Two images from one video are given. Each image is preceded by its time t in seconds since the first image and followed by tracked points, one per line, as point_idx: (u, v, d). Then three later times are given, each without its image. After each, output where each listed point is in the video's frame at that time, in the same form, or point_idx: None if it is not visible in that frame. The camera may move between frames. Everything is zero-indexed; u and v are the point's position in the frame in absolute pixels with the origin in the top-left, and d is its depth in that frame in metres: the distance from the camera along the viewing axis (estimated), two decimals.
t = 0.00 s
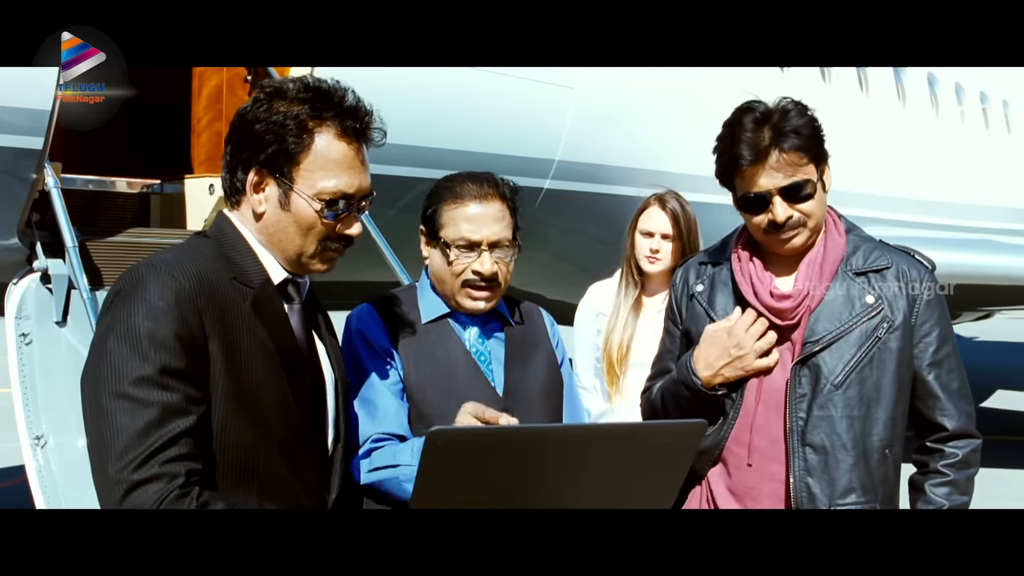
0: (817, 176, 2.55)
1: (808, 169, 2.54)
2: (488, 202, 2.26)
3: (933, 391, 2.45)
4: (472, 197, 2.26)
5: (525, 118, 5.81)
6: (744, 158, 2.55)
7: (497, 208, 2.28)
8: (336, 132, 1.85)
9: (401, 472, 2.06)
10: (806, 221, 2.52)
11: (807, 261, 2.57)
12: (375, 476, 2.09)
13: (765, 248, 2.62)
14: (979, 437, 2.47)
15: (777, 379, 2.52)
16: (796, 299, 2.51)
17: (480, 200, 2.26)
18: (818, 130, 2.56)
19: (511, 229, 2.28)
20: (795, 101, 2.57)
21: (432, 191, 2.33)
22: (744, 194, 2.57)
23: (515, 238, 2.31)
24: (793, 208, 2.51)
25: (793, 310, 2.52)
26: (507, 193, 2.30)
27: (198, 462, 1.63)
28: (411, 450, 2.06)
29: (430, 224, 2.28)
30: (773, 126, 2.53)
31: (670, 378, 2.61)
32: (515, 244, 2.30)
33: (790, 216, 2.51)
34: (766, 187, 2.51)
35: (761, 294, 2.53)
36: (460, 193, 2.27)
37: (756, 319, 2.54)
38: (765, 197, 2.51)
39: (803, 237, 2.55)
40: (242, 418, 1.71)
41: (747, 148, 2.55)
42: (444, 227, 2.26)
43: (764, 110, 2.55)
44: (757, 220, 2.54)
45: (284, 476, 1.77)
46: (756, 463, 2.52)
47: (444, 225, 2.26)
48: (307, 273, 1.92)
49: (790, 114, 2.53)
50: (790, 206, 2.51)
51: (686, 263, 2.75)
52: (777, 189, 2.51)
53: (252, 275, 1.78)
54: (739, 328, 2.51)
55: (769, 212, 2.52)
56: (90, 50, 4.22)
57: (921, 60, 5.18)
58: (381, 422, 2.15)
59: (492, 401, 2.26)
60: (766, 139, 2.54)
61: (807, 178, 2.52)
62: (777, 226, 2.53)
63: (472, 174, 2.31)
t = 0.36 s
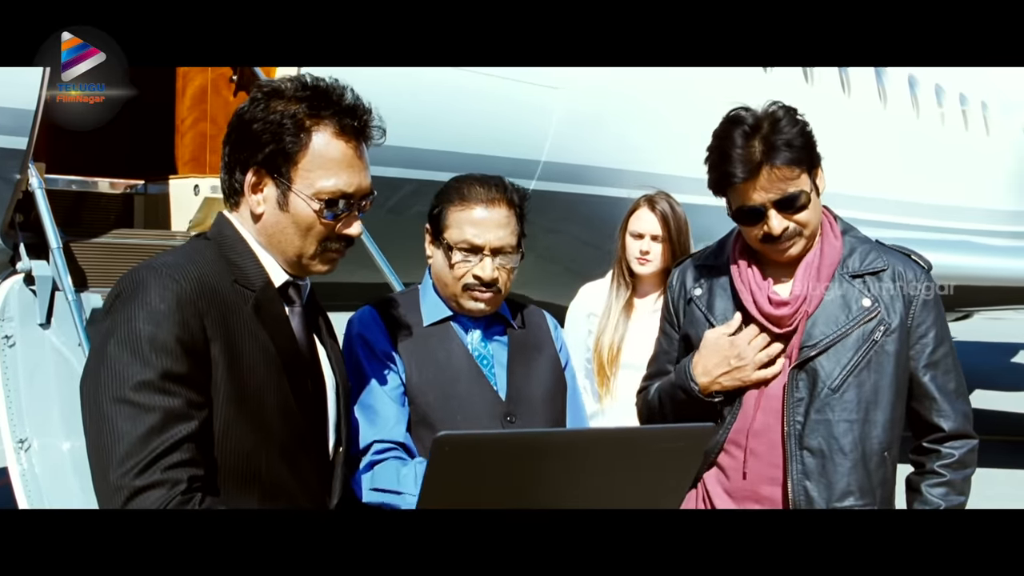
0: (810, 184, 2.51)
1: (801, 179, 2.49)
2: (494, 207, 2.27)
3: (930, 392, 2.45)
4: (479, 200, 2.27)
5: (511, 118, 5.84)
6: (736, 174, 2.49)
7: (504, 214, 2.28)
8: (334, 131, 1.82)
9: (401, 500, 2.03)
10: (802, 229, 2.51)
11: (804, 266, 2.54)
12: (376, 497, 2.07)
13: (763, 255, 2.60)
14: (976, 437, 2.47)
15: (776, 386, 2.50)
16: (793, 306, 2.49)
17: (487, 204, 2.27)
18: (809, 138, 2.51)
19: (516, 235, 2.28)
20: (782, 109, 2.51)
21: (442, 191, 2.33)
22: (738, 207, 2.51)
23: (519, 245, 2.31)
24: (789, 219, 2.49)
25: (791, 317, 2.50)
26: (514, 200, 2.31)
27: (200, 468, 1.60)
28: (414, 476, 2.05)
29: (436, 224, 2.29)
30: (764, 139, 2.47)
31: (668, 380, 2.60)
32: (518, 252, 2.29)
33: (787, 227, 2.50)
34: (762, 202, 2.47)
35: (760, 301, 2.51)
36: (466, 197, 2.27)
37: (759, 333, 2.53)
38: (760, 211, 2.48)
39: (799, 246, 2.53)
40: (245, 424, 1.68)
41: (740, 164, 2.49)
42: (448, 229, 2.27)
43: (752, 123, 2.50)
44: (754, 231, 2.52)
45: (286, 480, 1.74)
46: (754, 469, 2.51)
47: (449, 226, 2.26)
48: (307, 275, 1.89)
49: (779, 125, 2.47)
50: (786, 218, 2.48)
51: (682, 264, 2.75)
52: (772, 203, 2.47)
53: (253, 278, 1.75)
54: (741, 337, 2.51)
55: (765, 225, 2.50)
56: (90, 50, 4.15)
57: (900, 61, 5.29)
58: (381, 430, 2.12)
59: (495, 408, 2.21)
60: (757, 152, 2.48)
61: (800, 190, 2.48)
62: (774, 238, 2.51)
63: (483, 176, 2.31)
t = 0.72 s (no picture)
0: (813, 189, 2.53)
1: (804, 184, 2.50)
2: (509, 204, 2.28)
3: (927, 394, 2.46)
4: (491, 198, 2.27)
5: (497, 119, 5.82)
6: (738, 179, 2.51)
7: (517, 210, 2.29)
8: (336, 132, 1.80)
9: (407, 487, 2.02)
10: (803, 233, 2.52)
11: (803, 269, 2.54)
12: (381, 490, 2.07)
13: (763, 260, 2.61)
14: (972, 438, 2.47)
15: (775, 387, 2.52)
16: (793, 310, 2.49)
17: (499, 201, 2.27)
18: (811, 145, 2.53)
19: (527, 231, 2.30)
20: (785, 113, 2.53)
21: (444, 193, 2.30)
22: (739, 212, 2.52)
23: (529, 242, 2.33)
24: (790, 223, 2.50)
25: (791, 320, 2.50)
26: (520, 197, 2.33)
27: (205, 472, 1.59)
28: (418, 463, 2.03)
29: (448, 225, 2.25)
30: (767, 143, 2.49)
31: (668, 384, 2.60)
32: (532, 245, 2.30)
33: (789, 231, 2.50)
34: (766, 206, 2.47)
35: (760, 305, 2.51)
36: (480, 195, 2.27)
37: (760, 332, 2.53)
38: (762, 215, 2.49)
39: (800, 251, 2.54)
40: (249, 427, 1.67)
41: (743, 169, 2.50)
42: (465, 228, 2.24)
43: (756, 126, 2.51)
44: (755, 236, 2.52)
45: (290, 484, 1.73)
46: (754, 471, 2.53)
47: (464, 227, 2.24)
48: (310, 277, 1.88)
49: (783, 129, 2.49)
50: (789, 222, 2.49)
51: (678, 266, 2.74)
52: (774, 207, 2.48)
53: (257, 281, 1.74)
54: (741, 338, 2.50)
55: (767, 228, 2.50)
56: (90, 50, 4.17)
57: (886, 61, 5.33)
58: (386, 434, 2.12)
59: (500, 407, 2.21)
60: (761, 156, 2.50)
61: (803, 195, 2.49)
62: (775, 242, 2.51)
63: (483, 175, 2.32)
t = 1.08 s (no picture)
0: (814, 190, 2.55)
1: (804, 189, 2.52)
2: (522, 196, 2.32)
3: (926, 396, 2.46)
4: (501, 190, 2.30)
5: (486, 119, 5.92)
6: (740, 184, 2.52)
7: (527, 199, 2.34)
8: (343, 136, 1.84)
9: (426, 493, 2.04)
10: (806, 234, 2.55)
11: (803, 272, 2.55)
12: (396, 497, 2.08)
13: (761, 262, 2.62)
14: (969, 438, 2.47)
15: (778, 393, 2.52)
16: (794, 315, 2.49)
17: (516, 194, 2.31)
18: (810, 147, 2.54)
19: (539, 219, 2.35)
20: (785, 115, 2.52)
21: (453, 193, 2.30)
22: (740, 217, 2.54)
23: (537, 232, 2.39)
24: (792, 227, 2.53)
25: (792, 324, 2.50)
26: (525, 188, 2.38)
27: (211, 477, 1.57)
28: (434, 467, 2.06)
29: (476, 219, 2.26)
30: (768, 149, 2.49)
31: (669, 388, 2.59)
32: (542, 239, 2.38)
33: (791, 236, 2.53)
34: (768, 212, 2.50)
35: (761, 309, 2.51)
36: (493, 189, 2.29)
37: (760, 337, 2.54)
38: (764, 220, 2.51)
39: (799, 254, 2.56)
40: (254, 430, 1.65)
41: (744, 174, 2.52)
42: (494, 220, 2.26)
43: (756, 131, 2.50)
44: (756, 241, 2.55)
45: (295, 488, 1.72)
46: (755, 475, 2.53)
47: (496, 218, 2.26)
48: (313, 280, 1.91)
49: (783, 133, 2.49)
50: (791, 226, 2.52)
51: (674, 268, 2.73)
52: (775, 213, 2.51)
53: (261, 284, 1.73)
54: (744, 345, 2.50)
55: (768, 233, 2.53)
56: (91, 50, 4.05)
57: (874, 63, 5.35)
58: (392, 435, 2.13)
59: (503, 410, 2.22)
60: (761, 161, 2.51)
61: (804, 200, 2.51)
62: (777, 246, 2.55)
63: (482, 174, 2.35)
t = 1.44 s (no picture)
0: (805, 194, 2.54)
1: (796, 189, 2.52)
2: (531, 201, 2.38)
3: (921, 396, 2.46)
4: (512, 195, 2.36)
5: (473, 119, 5.83)
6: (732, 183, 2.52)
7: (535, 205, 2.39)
8: (345, 137, 1.83)
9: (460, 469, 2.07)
10: (796, 236, 2.53)
11: (798, 273, 2.55)
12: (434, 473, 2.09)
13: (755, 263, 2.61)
14: (963, 438, 2.47)
15: (775, 393, 2.52)
16: (790, 316, 2.48)
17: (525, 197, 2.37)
18: (803, 149, 2.55)
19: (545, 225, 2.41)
20: (781, 118, 2.53)
21: (465, 194, 2.37)
22: (733, 218, 2.53)
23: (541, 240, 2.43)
24: (784, 227, 2.51)
25: (789, 324, 2.49)
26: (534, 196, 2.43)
27: (213, 482, 1.56)
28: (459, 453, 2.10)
29: (484, 219, 2.31)
30: (761, 148, 2.50)
31: (666, 391, 2.55)
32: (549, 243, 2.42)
33: (783, 236, 2.51)
34: (759, 211, 2.48)
35: (757, 309, 2.50)
36: (504, 194, 2.36)
37: (755, 335, 2.51)
38: (756, 220, 2.50)
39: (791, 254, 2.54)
40: (256, 436, 1.64)
41: (737, 174, 2.52)
42: (503, 221, 2.32)
43: (750, 130, 2.51)
44: (748, 242, 2.52)
45: (297, 493, 1.71)
46: (753, 475, 2.53)
47: (506, 219, 2.32)
48: (314, 283, 1.91)
49: (776, 132, 2.50)
50: (782, 226, 2.50)
51: (669, 271, 2.72)
52: (768, 212, 2.49)
53: (262, 288, 1.72)
54: (740, 344, 2.48)
55: (760, 233, 2.51)
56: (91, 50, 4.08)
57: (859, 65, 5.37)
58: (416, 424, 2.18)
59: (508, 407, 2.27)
60: (754, 160, 2.51)
61: (795, 201, 2.50)
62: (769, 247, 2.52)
63: (493, 179, 2.43)
